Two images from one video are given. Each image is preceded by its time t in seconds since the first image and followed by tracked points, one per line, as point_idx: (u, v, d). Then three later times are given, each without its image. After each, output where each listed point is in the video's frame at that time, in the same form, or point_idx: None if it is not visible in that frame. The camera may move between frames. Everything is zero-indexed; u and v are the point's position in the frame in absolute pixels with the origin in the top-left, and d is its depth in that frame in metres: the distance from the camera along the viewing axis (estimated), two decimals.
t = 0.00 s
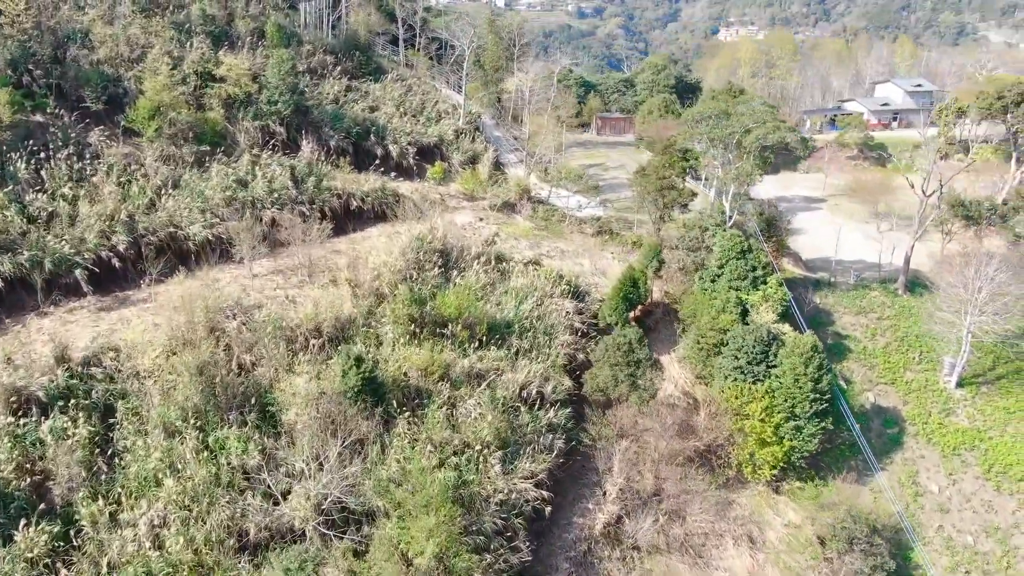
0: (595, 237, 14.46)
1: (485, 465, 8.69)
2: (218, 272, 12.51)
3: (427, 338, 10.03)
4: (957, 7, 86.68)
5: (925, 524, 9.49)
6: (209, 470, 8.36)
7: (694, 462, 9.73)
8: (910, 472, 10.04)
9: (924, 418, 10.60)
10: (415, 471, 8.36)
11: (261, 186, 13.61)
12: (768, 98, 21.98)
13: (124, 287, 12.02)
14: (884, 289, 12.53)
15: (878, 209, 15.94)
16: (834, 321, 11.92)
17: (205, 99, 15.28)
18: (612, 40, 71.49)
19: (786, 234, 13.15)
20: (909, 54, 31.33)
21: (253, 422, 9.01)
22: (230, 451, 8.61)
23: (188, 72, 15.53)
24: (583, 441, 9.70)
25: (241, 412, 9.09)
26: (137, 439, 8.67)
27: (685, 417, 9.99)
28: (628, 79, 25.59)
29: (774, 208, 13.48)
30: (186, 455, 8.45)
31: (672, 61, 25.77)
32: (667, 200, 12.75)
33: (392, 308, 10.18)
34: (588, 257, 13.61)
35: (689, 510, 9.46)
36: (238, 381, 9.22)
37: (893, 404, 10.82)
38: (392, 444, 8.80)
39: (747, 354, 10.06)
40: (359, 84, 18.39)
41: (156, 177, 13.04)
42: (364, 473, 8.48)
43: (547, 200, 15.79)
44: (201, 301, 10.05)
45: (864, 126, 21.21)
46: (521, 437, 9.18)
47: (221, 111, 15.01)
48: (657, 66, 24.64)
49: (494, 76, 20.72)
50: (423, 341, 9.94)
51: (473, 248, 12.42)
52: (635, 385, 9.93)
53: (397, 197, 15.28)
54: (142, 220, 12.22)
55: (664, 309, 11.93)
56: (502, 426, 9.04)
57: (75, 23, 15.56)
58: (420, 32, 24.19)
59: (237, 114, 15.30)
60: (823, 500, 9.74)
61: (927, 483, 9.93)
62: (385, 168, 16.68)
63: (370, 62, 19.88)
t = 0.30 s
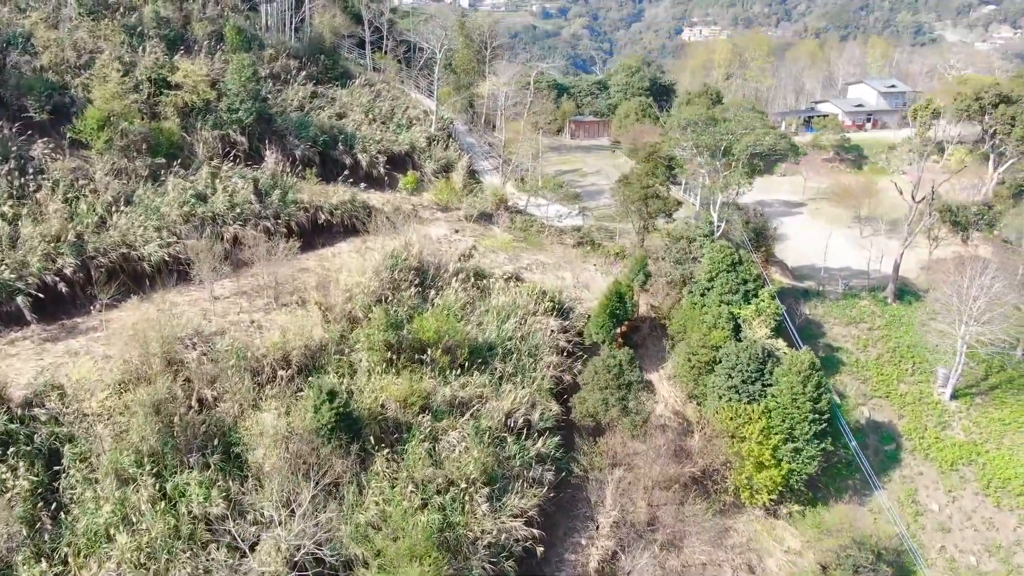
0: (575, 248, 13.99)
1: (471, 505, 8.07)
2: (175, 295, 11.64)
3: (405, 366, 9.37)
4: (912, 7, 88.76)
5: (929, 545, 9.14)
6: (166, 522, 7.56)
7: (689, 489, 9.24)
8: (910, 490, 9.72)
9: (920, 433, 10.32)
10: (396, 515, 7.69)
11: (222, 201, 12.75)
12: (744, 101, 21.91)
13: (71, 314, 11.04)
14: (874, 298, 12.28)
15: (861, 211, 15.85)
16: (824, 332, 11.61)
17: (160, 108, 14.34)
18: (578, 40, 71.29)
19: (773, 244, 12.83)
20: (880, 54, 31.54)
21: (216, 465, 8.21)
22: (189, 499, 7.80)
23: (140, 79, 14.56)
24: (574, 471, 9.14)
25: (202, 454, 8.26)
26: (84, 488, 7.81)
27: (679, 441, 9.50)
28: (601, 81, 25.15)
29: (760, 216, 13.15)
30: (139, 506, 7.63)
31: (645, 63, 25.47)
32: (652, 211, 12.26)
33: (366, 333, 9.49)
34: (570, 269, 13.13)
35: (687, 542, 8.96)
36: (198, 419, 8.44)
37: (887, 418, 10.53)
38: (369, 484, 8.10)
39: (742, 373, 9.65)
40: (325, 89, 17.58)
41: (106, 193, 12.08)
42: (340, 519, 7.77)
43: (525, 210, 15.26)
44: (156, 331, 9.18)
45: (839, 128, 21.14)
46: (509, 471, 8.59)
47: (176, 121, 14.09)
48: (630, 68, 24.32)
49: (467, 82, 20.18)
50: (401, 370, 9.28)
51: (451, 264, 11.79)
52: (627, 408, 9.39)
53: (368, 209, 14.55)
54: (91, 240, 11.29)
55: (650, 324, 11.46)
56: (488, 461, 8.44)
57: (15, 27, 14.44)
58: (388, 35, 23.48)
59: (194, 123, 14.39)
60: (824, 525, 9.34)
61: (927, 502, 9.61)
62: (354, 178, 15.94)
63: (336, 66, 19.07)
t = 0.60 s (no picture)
0: (556, 260, 13.49)
1: (458, 551, 7.44)
2: (129, 321, 10.74)
3: (382, 398, 8.70)
4: (870, 7, 90.66)
5: (934, 567, 8.79)
6: None
7: (688, 519, 8.73)
8: (911, 510, 9.38)
9: (918, 448, 10.02)
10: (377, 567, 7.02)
11: (179, 218, 11.88)
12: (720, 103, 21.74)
13: (11, 346, 10.08)
14: (863, 307, 12.01)
15: (842, 217, 15.70)
16: (816, 344, 11.28)
17: (110, 118, 13.38)
18: (545, 40, 71.03)
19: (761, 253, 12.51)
20: (851, 55, 31.70)
21: (174, 516, 7.40)
22: (145, 558, 7.00)
23: (88, 87, 13.57)
24: (566, 505, 8.58)
25: (158, 505, 7.45)
26: (22, 551, 6.92)
27: (675, 467, 9.00)
28: (574, 84, 24.72)
29: (747, 224, 12.82)
30: (87, 569, 6.79)
31: (619, 65, 25.12)
32: (637, 222, 11.80)
33: (339, 363, 8.79)
34: (552, 283, 12.61)
35: None
36: (154, 466, 7.63)
37: (884, 434, 10.22)
38: (347, 532, 7.43)
39: (738, 394, 9.20)
40: (289, 96, 16.75)
41: (51, 211, 11.12)
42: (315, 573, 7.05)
43: (503, 220, 14.71)
44: (106, 367, 8.34)
45: (815, 130, 21.05)
46: (497, 510, 7.99)
47: (129, 132, 13.15)
48: (604, 70, 23.93)
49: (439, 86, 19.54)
50: (378, 402, 8.60)
51: (429, 282, 11.14)
52: (621, 435, 8.86)
53: (338, 223, 13.81)
54: (34, 265, 10.34)
55: (638, 340, 10.96)
56: (475, 501, 7.81)
57: None
58: (353, 38, 22.70)
59: (149, 133, 13.45)
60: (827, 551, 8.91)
61: (929, 521, 9.28)
62: (322, 189, 15.17)
63: (300, 71, 18.24)
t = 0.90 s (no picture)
0: (537, 274, 12.96)
1: None
2: (77, 354, 9.79)
3: (358, 435, 8.01)
4: (829, 7, 92.30)
5: None
6: None
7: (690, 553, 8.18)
8: (914, 531, 9.04)
9: (917, 465, 9.72)
10: None
11: (133, 238, 10.93)
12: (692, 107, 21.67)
13: None
14: (854, 318, 11.74)
15: (826, 223, 15.55)
16: (809, 359, 10.96)
17: (56, 130, 12.33)
18: (510, 41, 70.47)
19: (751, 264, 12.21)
20: (823, 55, 31.93)
21: None
22: None
23: (30, 96, 12.49)
24: (560, 545, 8.02)
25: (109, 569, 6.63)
26: None
27: (673, 497, 8.49)
28: (547, 87, 24.25)
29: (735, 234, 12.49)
30: None
31: (592, 68, 24.71)
32: (623, 235, 11.32)
33: (311, 398, 8.07)
34: (534, 299, 12.08)
35: None
36: (105, 525, 6.80)
37: (882, 451, 9.93)
38: None
39: (737, 418, 8.79)
40: (251, 103, 15.87)
41: None
42: None
43: (480, 232, 14.10)
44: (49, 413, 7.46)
45: (792, 132, 20.93)
46: (487, 556, 7.38)
47: (76, 145, 12.13)
48: (577, 73, 23.49)
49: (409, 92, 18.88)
50: (355, 442, 7.91)
51: (406, 302, 10.47)
52: (616, 467, 8.33)
53: (307, 238, 13.01)
54: None
55: (627, 359, 10.47)
56: (464, 548, 7.17)
57: None
58: (317, 41, 21.81)
59: (98, 145, 12.43)
60: None
61: (933, 543, 8.95)
62: (288, 203, 14.38)
63: (263, 76, 17.34)
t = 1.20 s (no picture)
0: (518, 290, 12.40)
1: None
2: (16, 393, 8.82)
3: (333, 479, 7.32)
4: (789, 7, 93.83)
5: None
6: None
7: None
8: (919, 554, 8.66)
9: (917, 483, 9.41)
10: None
11: (80, 262, 9.98)
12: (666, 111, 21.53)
13: None
14: (845, 330, 11.50)
15: (810, 229, 15.37)
16: (803, 374, 10.63)
17: None
18: (475, 41, 69.68)
19: (739, 275, 11.92)
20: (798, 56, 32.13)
21: None
22: None
23: None
24: None
25: None
26: None
27: (673, 531, 7.97)
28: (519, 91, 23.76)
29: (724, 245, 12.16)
30: None
31: (564, 70, 24.25)
32: (609, 249, 10.81)
33: (281, 441, 7.35)
34: (517, 317, 11.51)
35: None
36: None
37: (882, 469, 9.60)
38: None
39: (737, 445, 8.34)
40: (210, 112, 14.95)
41: None
42: None
43: (457, 245, 13.47)
44: None
45: (768, 135, 20.77)
46: None
47: (16, 160, 11.08)
48: (550, 76, 23.04)
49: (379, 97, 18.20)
50: (330, 489, 7.22)
51: (382, 326, 9.78)
52: (614, 503, 7.76)
53: (274, 257, 12.22)
54: None
55: (616, 381, 9.98)
56: None
57: None
58: (279, 44, 20.89)
59: (41, 159, 11.38)
60: None
61: (938, 566, 8.58)
62: (250, 219, 13.54)
63: (223, 83, 16.40)
